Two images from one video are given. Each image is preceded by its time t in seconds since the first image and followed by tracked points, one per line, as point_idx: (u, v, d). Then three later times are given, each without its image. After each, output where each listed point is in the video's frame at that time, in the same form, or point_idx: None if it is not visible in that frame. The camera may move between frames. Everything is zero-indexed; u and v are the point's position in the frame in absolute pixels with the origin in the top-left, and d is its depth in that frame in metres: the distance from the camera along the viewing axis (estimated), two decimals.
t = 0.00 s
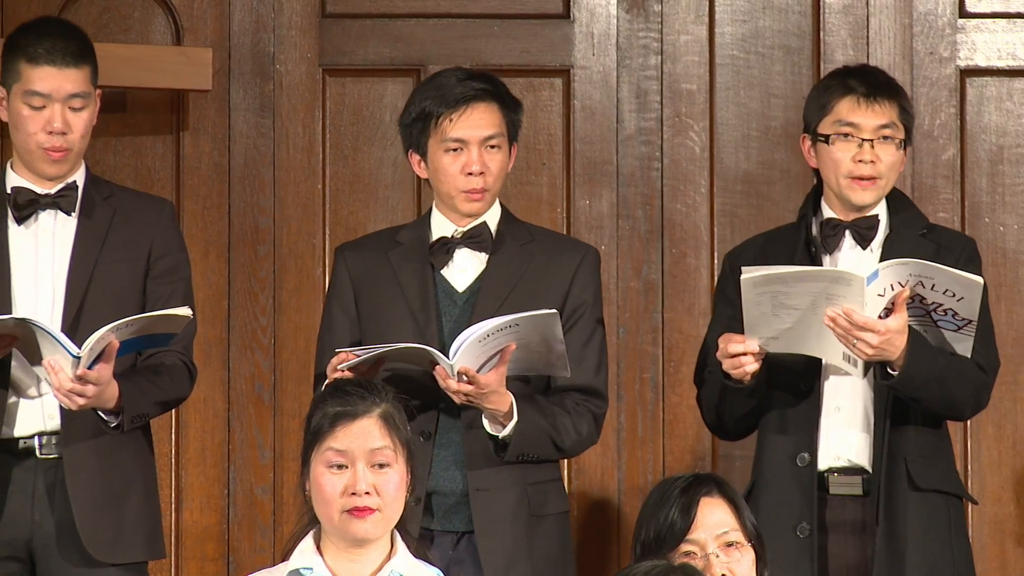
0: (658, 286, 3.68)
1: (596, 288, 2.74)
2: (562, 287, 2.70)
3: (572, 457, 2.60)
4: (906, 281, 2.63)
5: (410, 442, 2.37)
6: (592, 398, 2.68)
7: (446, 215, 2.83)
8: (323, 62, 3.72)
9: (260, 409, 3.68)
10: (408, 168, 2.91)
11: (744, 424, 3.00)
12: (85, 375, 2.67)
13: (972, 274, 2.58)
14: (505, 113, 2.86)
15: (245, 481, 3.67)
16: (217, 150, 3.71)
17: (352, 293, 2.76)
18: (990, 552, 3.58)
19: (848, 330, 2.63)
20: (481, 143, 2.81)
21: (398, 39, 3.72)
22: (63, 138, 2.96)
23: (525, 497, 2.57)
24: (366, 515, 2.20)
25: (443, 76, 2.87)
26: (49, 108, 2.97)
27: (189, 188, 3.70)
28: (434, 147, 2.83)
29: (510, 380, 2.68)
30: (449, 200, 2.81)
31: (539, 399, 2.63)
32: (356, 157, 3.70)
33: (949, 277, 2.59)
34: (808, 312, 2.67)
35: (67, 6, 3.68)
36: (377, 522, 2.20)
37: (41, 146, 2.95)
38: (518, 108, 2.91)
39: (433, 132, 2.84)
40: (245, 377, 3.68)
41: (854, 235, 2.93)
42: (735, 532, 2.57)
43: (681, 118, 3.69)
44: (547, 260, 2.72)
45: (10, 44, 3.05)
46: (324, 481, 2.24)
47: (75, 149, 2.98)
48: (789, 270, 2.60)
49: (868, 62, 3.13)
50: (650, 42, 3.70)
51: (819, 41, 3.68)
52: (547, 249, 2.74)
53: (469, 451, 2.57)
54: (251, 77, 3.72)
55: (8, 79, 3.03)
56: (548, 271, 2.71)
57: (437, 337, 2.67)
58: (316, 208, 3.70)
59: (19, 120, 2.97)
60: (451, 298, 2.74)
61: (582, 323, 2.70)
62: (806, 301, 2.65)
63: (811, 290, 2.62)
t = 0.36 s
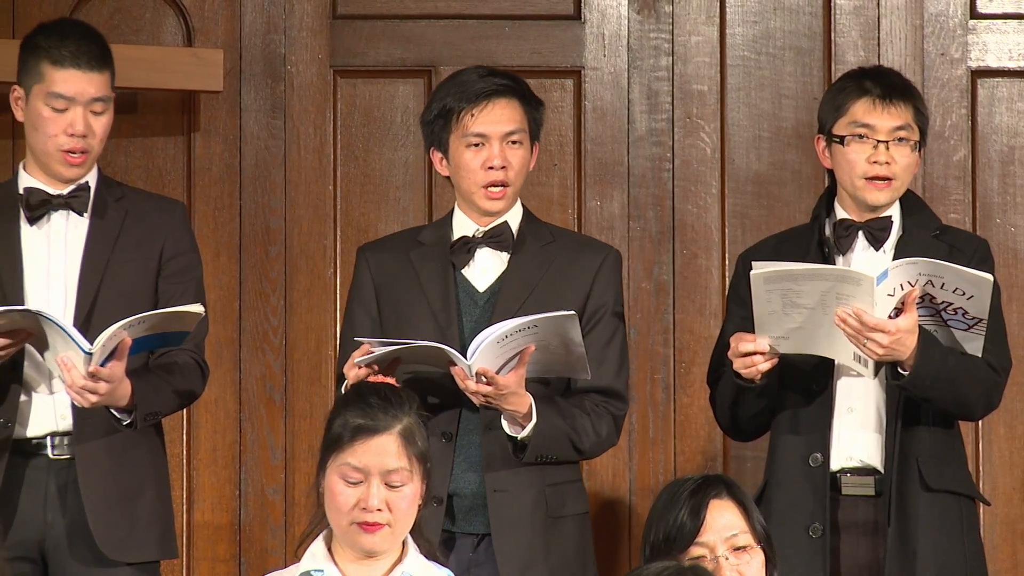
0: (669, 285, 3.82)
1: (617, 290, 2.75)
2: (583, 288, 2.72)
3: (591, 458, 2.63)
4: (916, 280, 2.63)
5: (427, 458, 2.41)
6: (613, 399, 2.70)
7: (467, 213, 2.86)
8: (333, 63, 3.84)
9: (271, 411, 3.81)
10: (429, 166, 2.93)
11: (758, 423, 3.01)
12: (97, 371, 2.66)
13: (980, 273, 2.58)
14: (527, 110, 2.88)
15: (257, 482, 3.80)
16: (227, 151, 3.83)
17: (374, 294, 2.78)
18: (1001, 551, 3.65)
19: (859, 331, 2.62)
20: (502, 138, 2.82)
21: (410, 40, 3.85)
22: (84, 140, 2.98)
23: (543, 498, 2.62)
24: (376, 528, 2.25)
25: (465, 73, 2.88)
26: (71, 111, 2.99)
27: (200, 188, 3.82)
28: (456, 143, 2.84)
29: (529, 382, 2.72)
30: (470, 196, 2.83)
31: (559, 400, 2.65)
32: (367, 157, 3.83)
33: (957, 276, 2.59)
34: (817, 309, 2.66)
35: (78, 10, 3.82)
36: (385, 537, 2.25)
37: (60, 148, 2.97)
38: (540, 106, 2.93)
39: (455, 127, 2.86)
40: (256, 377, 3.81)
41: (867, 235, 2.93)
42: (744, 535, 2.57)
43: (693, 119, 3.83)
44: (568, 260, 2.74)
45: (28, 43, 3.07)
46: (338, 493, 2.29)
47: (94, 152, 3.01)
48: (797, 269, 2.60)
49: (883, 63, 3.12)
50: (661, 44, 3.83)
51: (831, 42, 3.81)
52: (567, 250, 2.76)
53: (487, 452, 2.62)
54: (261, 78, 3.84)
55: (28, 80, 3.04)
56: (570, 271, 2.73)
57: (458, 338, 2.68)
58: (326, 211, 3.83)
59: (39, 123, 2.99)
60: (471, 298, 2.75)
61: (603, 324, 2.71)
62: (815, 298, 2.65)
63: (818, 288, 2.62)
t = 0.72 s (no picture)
0: (682, 284, 3.96)
1: (636, 291, 2.75)
2: (602, 287, 2.72)
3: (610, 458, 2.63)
4: (924, 279, 2.62)
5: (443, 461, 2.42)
6: (632, 399, 2.70)
7: (485, 213, 2.86)
8: (347, 63, 3.97)
9: (286, 411, 3.94)
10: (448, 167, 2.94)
11: (766, 425, 3.04)
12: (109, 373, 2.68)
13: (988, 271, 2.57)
14: (547, 108, 2.88)
15: (271, 482, 3.93)
16: (242, 152, 3.95)
17: (393, 296, 2.79)
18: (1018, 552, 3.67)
19: (867, 330, 2.64)
20: (523, 136, 2.83)
21: (427, 40, 3.98)
22: (94, 133, 2.99)
23: (562, 498, 2.62)
24: (390, 532, 2.26)
25: (485, 72, 2.89)
26: (80, 102, 3.01)
27: (216, 189, 3.95)
28: (476, 141, 2.85)
29: (548, 382, 2.71)
30: (490, 195, 2.83)
31: (577, 400, 2.66)
32: (381, 158, 3.95)
33: (965, 274, 2.59)
34: (826, 309, 2.69)
35: (89, 13, 3.91)
36: (400, 541, 2.26)
37: (71, 141, 2.99)
38: (560, 106, 2.94)
39: (475, 126, 2.86)
40: (271, 378, 3.94)
41: (877, 235, 2.98)
42: (756, 538, 2.57)
43: (707, 119, 3.96)
44: (588, 258, 2.75)
45: (43, 42, 3.08)
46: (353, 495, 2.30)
47: (105, 146, 3.02)
48: (804, 267, 2.63)
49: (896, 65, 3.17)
50: (675, 43, 3.96)
51: (846, 42, 3.93)
52: (585, 251, 2.76)
53: (507, 451, 2.63)
54: (276, 78, 3.96)
55: (40, 76, 3.07)
56: (590, 271, 2.73)
57: (478, 337, 2.69)
58: (341, 212, 3.95)
59: (50, 117, 3.01)
60: (490, 298, 2.75)
61: (621, 325, 2.71)
62: (823, 298, 2.67)
63: (826, 288, 2.64)
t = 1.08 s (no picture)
0: (701, 284, 4.05)
1: (654, 292, 2.74)
2: (621, 288, 2.71)
3: (634, 459, 2.63)
4: (934, 275, 2.69)
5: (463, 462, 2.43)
6: (653, 399, 2.70)
7: (502, 218, 2.85)
8: (367, 64, 4.01)
9: (307, 411, 3.99)
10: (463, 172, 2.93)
11: (777, 426, 3.11)
12: (126, 375, 2.68)
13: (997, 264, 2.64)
14: (561, 114, 2.86)
15: (291, 483, 3.98)
16: (261, 151, 3.99)
17: (410, 303, 2.79)
18: None
19: (879, 326, 2.70)
20: (538, 144, 2.81)
21: (446, 39, 4.04)
22: (112, 132, 3.00)
23: (588, 498, 2.62)
24: (411, 533, 2.27)
25: (498, 79, 2.87)
26: (98, 102, 3.02)
27: (236, 189, 3.99)
28: (491, 150, 2.83)
29: (570, 385, 2.72)
30: (506, 202, 2.82)
31: (599, 402, 2.66)
32: (401, 158, 4.00)
33: (975, 268, 2.65)
34: (836, 308, 2.75)
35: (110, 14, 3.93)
36: (421, 541, 2.27)
37: (89, 141, 3.00)
38: (574, 110, 2.92)
39: (490, 134, 2.85)
40: (291, 379, 3.99)
41: (889, 237, 3.12)
42: (782, 542, 2.57)
43: (727, 119, 4.03)
44: (605, 260, 2.74)
45: (61, 43, 3.10)
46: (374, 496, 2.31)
47: (123, 145, 3.02)
48: (816, 264, 2.69)
49: (913, 72, 3.28)
50: (695, 44, 4.04)
51: (866, 42, 4.00)
52: (603, 251, 2.75)
53: (531, 454, 2.63)
54: (297, 78, 4.00)
55: (58, 77, 3.08)
56: (608, 272, 2.72)
57: (497, 341, 2.68)
58: (360, 212, 3.99)
59: (68, 117, 3.02)
60: (509, 302, 2.74)
61: (639, 326, 2.70)
62: (833, 296, 2.73)
63: (836, 286, 2.70)
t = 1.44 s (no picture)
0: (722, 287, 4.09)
1: (668, 293, 2.74)
2: (634, 291, 2.70)
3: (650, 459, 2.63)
4: (952, 279, 2.70)
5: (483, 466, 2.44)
6: (669, 400, 2.69)
7: (514, 221, 2.84)
8: (389, 66, 4.04)
9: (328, 413, 4.01)
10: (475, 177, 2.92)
11: (795, 430, 3.11)
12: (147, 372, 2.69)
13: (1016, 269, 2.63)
14: (570, 115, 2.85)
15: (313, 485, 4.00)
16: (283, 154, 4.01)
17: (423, 307, 2.78)
18: None
19: (897, 331, 2.68)
20: (548, 146, 2.80)
21: (467, 41, 4.07)
22: (137, 144, 3.01)
23: (606, 501, 2.62)
24: (431, 536, 2.29)
25: (506, 82, 2.87)
26: (124, 115, 3.03)
27: (258, 193, 4.01)
28: (502, 153, 2.83)
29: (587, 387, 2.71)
30: (518, 205, 2.80)
31: (615, 404, 2.65)
32: (424, 161, 4.02)
33: (992, 273, 2.65)
34: (855, 312, 2.74)
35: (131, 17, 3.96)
36: (440, 544, 2.29)
37: (114, 152, 3.01)
38: (584, 113, 2.91)
39: (500, 137, 2.84)
40: (313, 382, 4.01)
41: (904, 240, 3.12)
42: (807, 547, 2.60)
43: (749, 123, 4.05)
44: (618, 262, 2.73)
45: (85, 47, 3.10)
46: (394, 498, 2.33)
47: (148, 156, 3.04)
48: (835, 270, 2.68)
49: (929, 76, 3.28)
50: (717, 46, 4.05)
51: (888, 45, 4.00)
52: (617, 253, 2.75)
53: (549, 457, 2.63)
54: (318, 81, 4.02)
55: (82, 83, 3.09)
56: (621, 274, 2.72)
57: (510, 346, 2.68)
58: (382, 215, 4.02)
59: (93, 126, 3.02)
60: (522, 306, 2.74)
61: (652, 330, 2.70)
62: (852, 301, 2.72)
63: (855, 290, 2.69)
